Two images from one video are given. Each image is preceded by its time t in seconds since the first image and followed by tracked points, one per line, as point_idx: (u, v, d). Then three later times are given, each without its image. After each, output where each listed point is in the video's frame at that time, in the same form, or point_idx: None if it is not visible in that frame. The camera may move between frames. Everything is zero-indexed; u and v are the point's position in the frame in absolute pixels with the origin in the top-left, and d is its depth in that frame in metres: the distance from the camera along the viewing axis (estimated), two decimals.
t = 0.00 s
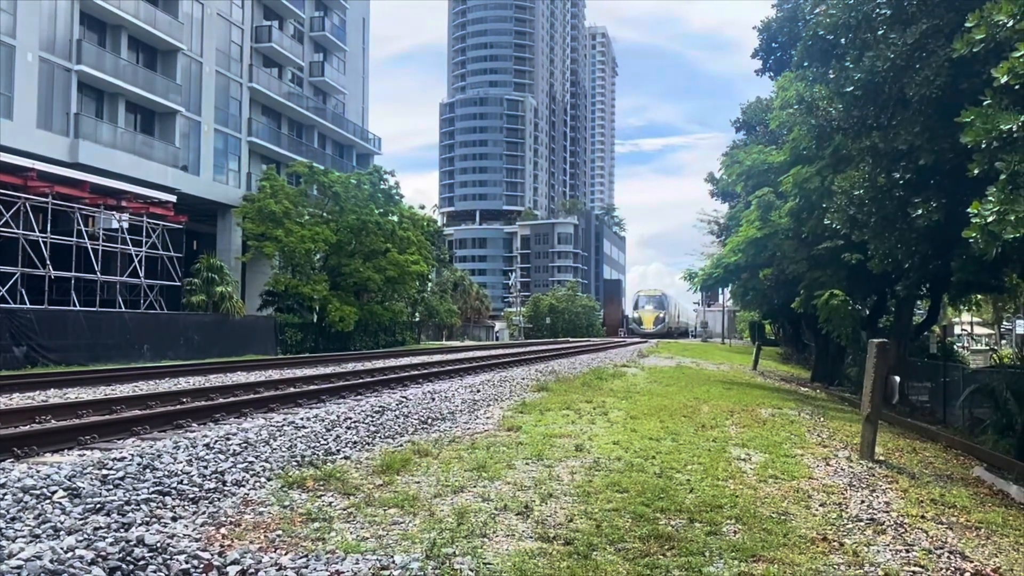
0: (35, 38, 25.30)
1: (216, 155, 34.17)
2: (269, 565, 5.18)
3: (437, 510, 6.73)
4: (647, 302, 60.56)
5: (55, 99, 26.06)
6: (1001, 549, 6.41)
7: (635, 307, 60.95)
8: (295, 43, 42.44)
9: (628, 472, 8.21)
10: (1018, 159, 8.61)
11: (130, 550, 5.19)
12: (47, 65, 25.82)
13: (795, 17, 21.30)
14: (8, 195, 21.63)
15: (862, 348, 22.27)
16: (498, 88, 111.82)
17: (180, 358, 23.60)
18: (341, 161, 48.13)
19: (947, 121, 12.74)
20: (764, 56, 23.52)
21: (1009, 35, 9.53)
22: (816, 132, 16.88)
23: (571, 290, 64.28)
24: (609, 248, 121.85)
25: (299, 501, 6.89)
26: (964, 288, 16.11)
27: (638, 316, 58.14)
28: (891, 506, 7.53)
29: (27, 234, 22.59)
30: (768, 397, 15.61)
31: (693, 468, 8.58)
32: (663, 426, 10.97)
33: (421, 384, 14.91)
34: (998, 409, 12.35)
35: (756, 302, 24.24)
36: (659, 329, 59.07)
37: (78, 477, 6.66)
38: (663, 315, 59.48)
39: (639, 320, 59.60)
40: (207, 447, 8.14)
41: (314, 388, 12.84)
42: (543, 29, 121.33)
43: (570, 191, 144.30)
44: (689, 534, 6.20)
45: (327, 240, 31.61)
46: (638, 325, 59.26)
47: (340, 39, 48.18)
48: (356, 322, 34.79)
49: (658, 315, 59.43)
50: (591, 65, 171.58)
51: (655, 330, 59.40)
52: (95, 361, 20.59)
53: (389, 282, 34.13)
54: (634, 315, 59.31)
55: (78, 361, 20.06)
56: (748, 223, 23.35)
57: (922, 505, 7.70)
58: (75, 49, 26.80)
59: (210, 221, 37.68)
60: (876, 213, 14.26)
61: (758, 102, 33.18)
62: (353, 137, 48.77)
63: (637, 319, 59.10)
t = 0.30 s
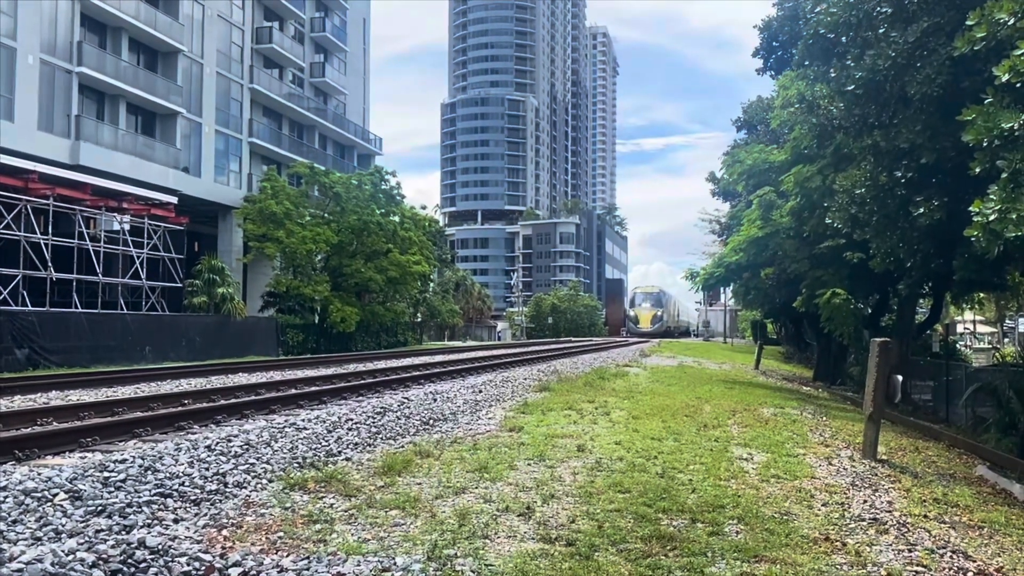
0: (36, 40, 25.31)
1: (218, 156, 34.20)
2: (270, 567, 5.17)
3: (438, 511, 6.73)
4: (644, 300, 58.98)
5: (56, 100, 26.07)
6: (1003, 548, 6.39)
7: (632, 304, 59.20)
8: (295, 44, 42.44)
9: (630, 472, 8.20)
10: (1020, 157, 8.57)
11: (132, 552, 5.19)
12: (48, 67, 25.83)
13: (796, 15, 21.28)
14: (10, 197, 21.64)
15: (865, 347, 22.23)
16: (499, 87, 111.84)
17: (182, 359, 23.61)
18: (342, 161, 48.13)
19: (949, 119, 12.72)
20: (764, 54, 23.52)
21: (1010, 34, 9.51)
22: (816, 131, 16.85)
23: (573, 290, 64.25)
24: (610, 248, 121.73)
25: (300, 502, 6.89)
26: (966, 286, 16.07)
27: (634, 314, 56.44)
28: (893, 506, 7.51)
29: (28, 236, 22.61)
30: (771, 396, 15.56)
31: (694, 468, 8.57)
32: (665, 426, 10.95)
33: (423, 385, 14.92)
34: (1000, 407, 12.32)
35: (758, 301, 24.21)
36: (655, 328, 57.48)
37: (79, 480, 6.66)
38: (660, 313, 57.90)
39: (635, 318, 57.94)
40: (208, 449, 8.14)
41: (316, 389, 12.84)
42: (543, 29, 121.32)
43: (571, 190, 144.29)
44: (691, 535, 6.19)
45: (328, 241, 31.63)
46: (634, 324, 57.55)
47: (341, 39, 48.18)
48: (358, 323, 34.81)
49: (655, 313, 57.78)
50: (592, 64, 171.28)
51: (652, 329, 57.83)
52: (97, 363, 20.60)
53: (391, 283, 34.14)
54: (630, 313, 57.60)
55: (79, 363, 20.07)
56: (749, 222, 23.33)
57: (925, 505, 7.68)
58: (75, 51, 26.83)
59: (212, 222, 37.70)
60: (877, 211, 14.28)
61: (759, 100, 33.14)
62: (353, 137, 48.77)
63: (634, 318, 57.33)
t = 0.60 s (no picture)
0: (39, 43, 25.36)
1: (221, 159, 34.25)
2: (276, 569, 5.18)
3: (444, 513, 6.72)
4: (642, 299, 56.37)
5: (59, 104, 26.12)
6: (1011, 548, 6.37)
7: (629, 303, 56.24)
8: (298, 47, 42.52)
9: (635, 473, 8.19)
10: None
11: (138, 555, 5.19)
12: (51, 71, 25.89)
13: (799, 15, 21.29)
14: (14, 201, 21.68)
15: (869, 347, 22.18)
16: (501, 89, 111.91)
17: (186, 362, 23.63)
18: (345, 163, 48.16)
19: (953, 118, 12.71)
20: (768, 54, 23.55)
21: (1014, 32, 9.50)
22: (820, 131, 16.80)
23: (576, 291, 64.23)
24: (613, 248, 121.68)
25: (306, 505, 6.89)
26: (971, 284, 16.02)
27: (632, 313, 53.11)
28: (900, 506, 7.49)
29: (33, 240, 22.64)
30: (776, 397, 15.53)
31: (700, 469, 8.56)
32: (671, 427, 10.93)
33: (427, 387, 14.93)
34: (1007, 406, 12.28)
35: (762, 301, 24.18)
36: (653, 327, 54.70)
37: (85, 483, 6.66)
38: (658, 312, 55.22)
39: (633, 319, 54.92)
40: (214, 452, 8.13)
41: (321, 391, 12.85)
42: (545, 30, 121.41)
43: (574, 192, 144.33)
44: (697, 536, 6.18)
45: (332, 243, 31.68)
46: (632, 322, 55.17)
47: (344, 41, 48.25)
48: (362, 325, 34.82)
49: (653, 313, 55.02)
50: (594, 64, 170.96)
51: (650, 329, 55.19)
52: (101, 366, 20.63)
53: (394, 284, 34.18)
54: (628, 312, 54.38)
55: (84, 366, 20.10)
56: (752, 223, 23.31)
57: (932, 505, 7.65)
58: (79, 55, 26.90)
59: (215, 224, 37.75)
60: (881, 211, 14.27)
61: (763, 100, 33.12)
62: (356, 139, 48.82)
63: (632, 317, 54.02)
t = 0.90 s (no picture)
0: (43, 47, 25.44)
1: (224, 162, 34.33)
2: (279, 571, 5.19)
3: (446, 515, 6.72)
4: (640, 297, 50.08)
5: (63, 107, 26.20)
6: (1016, 547, 6.34)
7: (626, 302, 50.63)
8: (301, 49, 42.62)
9: (638, 474, 8.19)
10: None
11: (140, 558, 5.21)
12: (55, 75, 25.96)
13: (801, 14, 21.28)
14: (19, 204, 21.75)
15: (873, 346, 22.15)
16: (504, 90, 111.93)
17: (191, 365, 23.68)
18: (348, 165, 48.22)
19: (956, 116, 12.68)
20: (770, 54, 23.55)
21: (1016, 30, 9.47)
22: (823, 130, 16.78)
23: (580, 291, 64.23)
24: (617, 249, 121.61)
25: (309, 507, 6.90)
26: (976, 283, 15.97)
27: (627, 312, 49.59)
28: (904, 506, 7.47)
29: (37, 243, 22.71)
30: (780, 397, 15.50)
31: (703, 469, 8.55)
32: (674, 427, 10.92)
33: (431, 388, 14.94)
34: (1012, 405, 12.22)
35: (766, 301, 24.14)
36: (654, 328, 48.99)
37: (88, 485, 6.68)
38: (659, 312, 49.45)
39: (630, 318, 51.01)
40: (217, 454, 8.15)
41: (324, 393, 12.86)
42: (548, 31, 121.49)
43: (577, 192, 144.30)
44: (700, 536, 6.17)
45: (335, 245, 31.80)
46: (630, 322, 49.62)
47: (347, 43, 48.34)
48: (366, 326, 34.87)
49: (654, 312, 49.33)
50: (597, 65, 170.76)
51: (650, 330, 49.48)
52: (106, 369, 20.69)
53: (398, 286, 34.28)
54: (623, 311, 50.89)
55: (89, 369, 20.16)
56: (755, 223, 23.26)
57: (936, 504, 7.63)
58: (82, 59, 27.00)
59: (219, 227, 37.82)
60: (884, 210, 14.24)
61: (765, 100, 33.08)
62: (360, 141, 48.88)
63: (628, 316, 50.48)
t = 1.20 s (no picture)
0: (49, 52, 25.54)
1: (229, 165, 34.42)
2: (286, 574, 5.21)
3: (453, 517, 6.73)
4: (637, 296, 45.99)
5: (69, 111, 26.30)
6: None
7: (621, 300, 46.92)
8: (305, 52, 42.72)
9: (644, 476, 8.19)
10: None
11: (148, 561, 5.23)
12: (60, 79, 26.06)
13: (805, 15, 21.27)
14: (25, 208, 21.83)
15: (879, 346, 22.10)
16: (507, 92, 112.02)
17: (196, 368, 23.72)
18: (352, 167, 48.31)
19: (960, 116, 12.66)
20: (774, 55, 23.58)
21: (1021, 30, 9.46)
22: (827, 130, 16.77)
23: (584, 292, 64.20)
24: (621, 249, 121.58)
25: (316, 509, 6.92)
26: (981, 283, 15.94)
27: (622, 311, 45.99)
28: (911, 507, 7.46)
29: (43, 247, 22.77)
30: (786, 397, 15.49)
31: (709, 471, 8.55)
32: (679, 428, 10.91)
33: (436, 390, 14.96)
34: (1019, 406, 12.19)
35: (771, 302, 24.10)
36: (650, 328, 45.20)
37: (96, 489, 6.70)
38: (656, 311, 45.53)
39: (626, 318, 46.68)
40: (224, 457, 8.18)
41: (329, 395, 12.87)
42: (551, 33, 121.58)
43: (581, 194, 144.31)
44: (706, 538, 6.17)
45: (340, 247, 31.89)
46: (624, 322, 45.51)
47: (350, 46, 48.42)
48: (371, 328, 34.90)
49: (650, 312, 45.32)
50: (601, 65, 170.48)
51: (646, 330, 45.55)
52: (112, 372, 20.74)
53: (403, 287, 34.35)
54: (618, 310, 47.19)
55: (95, 372, 20.22)
56: (760, 223, 23.22)
57: (943, 505, 7.61)
58: (88, 63, 27.11)
59: (224, 230, 37.89)
60: (889, 211, 14.22)
61: (769, 100, 33.07)
62: (364, 143, 48.96)
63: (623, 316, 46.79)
